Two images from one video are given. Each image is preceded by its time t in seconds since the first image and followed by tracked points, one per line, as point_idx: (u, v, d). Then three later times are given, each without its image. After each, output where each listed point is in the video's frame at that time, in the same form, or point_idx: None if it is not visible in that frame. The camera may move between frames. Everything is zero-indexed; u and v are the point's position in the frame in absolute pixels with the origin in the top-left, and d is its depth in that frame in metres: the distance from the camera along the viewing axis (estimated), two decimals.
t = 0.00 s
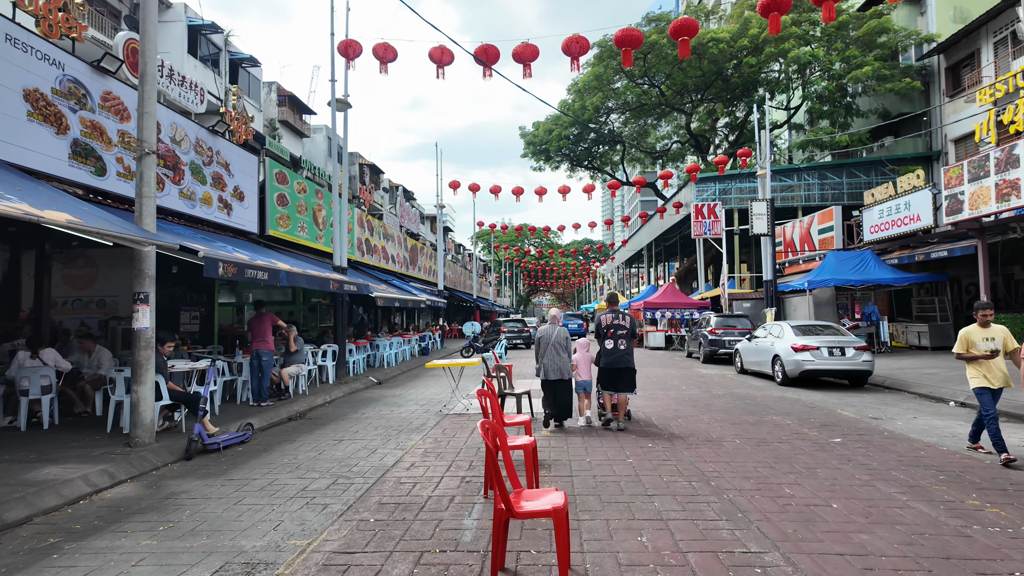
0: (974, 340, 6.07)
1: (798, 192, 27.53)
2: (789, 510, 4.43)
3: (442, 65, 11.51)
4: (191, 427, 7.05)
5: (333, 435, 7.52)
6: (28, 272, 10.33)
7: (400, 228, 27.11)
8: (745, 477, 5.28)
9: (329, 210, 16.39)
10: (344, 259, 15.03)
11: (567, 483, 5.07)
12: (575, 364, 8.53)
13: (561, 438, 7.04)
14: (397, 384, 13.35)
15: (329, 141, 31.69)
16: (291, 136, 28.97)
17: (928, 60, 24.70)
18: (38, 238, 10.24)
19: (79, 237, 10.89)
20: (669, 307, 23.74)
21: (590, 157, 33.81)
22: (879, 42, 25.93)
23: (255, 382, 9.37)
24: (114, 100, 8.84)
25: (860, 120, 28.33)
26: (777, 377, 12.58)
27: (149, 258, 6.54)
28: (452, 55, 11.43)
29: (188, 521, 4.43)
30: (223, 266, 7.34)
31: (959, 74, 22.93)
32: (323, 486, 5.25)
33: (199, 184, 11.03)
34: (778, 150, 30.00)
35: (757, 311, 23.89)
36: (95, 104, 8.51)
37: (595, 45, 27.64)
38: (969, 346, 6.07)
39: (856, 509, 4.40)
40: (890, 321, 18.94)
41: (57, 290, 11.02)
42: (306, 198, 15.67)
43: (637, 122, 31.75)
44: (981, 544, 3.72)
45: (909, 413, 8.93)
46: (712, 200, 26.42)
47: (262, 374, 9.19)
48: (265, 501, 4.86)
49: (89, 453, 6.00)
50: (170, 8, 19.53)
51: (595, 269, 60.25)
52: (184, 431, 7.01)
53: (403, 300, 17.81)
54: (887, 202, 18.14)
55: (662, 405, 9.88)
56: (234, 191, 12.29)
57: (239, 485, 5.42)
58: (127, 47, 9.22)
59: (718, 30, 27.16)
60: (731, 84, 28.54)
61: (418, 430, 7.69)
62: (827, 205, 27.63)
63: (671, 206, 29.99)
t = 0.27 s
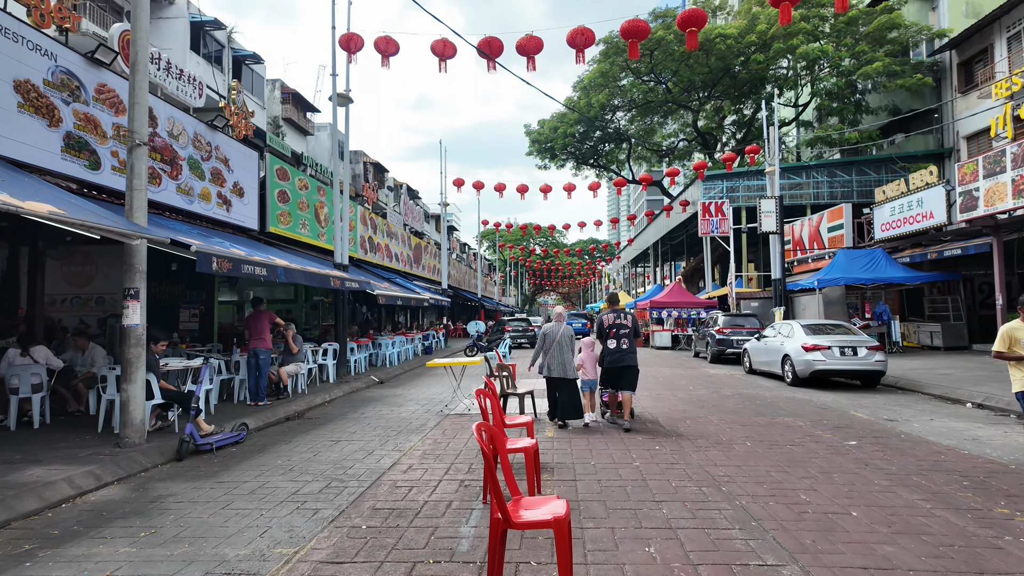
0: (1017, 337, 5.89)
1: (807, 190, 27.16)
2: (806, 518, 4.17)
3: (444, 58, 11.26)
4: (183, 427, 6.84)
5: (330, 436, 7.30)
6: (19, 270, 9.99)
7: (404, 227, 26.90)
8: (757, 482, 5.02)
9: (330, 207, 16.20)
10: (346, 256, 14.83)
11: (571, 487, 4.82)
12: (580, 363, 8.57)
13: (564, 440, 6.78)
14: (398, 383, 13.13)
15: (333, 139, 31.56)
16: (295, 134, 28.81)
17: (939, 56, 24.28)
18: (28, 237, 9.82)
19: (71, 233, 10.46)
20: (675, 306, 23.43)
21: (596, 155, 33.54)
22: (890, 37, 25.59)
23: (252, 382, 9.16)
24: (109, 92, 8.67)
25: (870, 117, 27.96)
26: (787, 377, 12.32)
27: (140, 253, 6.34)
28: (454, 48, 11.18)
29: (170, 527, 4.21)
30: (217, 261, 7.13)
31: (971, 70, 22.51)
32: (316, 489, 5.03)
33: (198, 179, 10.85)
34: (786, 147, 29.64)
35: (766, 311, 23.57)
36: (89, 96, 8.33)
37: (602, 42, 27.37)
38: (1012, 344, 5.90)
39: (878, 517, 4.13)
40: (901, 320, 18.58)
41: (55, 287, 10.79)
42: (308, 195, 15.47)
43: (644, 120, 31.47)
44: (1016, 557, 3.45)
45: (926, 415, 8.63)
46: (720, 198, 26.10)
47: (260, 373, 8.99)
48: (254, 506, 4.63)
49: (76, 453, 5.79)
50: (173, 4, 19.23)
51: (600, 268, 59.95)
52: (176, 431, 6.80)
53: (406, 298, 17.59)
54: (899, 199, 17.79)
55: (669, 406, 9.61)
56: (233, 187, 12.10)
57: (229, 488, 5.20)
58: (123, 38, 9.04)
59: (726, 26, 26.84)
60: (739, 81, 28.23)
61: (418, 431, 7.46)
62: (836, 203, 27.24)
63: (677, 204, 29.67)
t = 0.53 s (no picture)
0: None
1: (816, 189, 26.78)
2: (827, 534, 3.91)
3: (448, 55, 10.99)
4: (178, 431, 6.66)
5: (329, 442, 7.09)
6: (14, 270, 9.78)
7: (409, 226, 26.72)
8: (774, 494, 4.76)
9: (334, 206, 16.03)
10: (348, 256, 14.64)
11: (577, 499, 4.58)
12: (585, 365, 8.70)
13: (570, 446, 6.55)
14: (401, 385, 12.93)
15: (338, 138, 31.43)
16: (300, 133, 28.69)
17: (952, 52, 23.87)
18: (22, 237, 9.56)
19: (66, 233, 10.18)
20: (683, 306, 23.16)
21: (603, 154, 33.27)
22: (902, 34, 25.23)
23: (251, 384, 8.98)
24: (105, 89, 8.49)
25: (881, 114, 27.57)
26: (798, 380, 12.08)
27: (132, 253, 6.15)
28: (458, 44, 10.91)
29: (155, 542, 4.00)
30: (212, 261, 6.93)
31: (985, 66, 22.04)
32: (310, 501, 4.81)
33: (198, 178, 10.67)
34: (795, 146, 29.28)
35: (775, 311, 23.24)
36: (85, 93, 8.15)
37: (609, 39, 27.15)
38: None
39: (904, 535, 3.88)
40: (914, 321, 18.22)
41: (54, 287, 10.61)
42: (311, 194, 15.29)
43: (651, 118, 31.20)
44: None
45: (945, 421, 8.34)
46: (728, 197, 25.79)
47: (259, 375, 8.80)
48: (245, 518, 4.42)
49: (65, 460, 5.60)
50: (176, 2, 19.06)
51: (607, 268, 59.64)
52: (171, 435, 6.62)
53: (410, 298, 17.40)
54: (913, 198, 17.43)
55: (678, 410, 9.36)
56: (234, 186, 11.93)
57: (220, 498, 4.99)
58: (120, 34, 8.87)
59: (734, 23, 26.53)
60: (747, 78, 27.91)
61: (419, 437, 7.24)
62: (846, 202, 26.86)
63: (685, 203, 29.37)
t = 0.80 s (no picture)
0: None
1: (826, 186, 26.38)
2: (851, 546, 3.66)
3: (451, 49, 10.70)
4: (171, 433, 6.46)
5: (326, 445, 6.87)
6: (12, 269, 9.58)
7: (414, 225, 26.52)
8: (792, 503, 4.50)
9: (336, 205, 15.84)
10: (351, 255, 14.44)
11: (584, 507, 4.34)
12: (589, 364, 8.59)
13: (576, 449, 6.30)
14: (404, 386, 12.72)
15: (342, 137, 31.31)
16: (305, 133, 28.56)
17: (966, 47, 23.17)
18: (16, 233, 9.44)
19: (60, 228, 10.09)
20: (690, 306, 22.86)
21: (609, 153, 33.00)
22: (913, 29, 24.88)
23: (249, 385, 8.79)
24: (101, 83, 8.33)
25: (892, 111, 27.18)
26: (810, 381, 11.78)
27: (124, 250, 5.96)
28: (461, 38, 10.62)
29: (137, 552, 3.79)
30: (206, 259, 6.74)
31: (1000, 61, 21.56)
32: (304, 507, 4.59)
33: (197, 175, 10.50)
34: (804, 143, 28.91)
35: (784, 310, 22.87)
36: (80, 87, 7.99)
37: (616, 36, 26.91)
38: None
39: (934, 548, 3.61)
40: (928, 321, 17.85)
41: (54, 287, 10.49)
42: (313, 192, 15.11)
43: (658, 116, 30.91)
44: None
45: (965, 424, 8.03)
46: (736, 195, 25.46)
47: (257, 376, 8.61)
48: (233, 526, 4.21)
49: (52, 463, 5.41)
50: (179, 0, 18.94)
51: (613, 268, 59.30)
52: (165, 437, 6.42)
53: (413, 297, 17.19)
54: (926, 195, 17.06)
55: (686, 412, 9.09)
56: (235, 183, 11.75)
57: (209, 504, 4.77)
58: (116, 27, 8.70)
59: (743, 18, 26.20)
60: (756, 75, 27.59)
61: (420, 439, 7.01)
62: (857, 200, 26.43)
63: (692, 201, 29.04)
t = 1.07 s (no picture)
0: None
1: (845, 183, 25.78)
2: (892, 566, 3.37)
3: (462, 43, 10.45)
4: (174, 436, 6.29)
5: (332, 448, 6.66)
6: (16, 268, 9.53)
7: (425, 224, 26.35)
8: (823, 516, 4.20)
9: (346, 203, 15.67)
10: (361, 253, 14.27)
11: (600, 519, 4.08)
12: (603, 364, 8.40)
13: (591, 454, 6.04)
14: (414, 386, 12.51)
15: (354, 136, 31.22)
16: (316, 132, 28.48)
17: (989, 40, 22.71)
18: (19, 229, 9.40)
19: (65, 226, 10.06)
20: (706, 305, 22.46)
21: (622, 150, 32.61)
22: (934, 21, 24.34)
23: (256, 385, 8.61)
24: (105, 79, 8.20)
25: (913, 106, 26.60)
26: (832, 382, 11.41)
27: (123, 247, 5.80)
28: (472, 31, 10.36)
29: (127, 564, 3.59)
30: (208, 256, 6.56)
31: None
32: (305, 515, 4.38)
33: (204, 172, 10.37)
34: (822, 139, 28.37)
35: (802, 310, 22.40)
36: (83, 82, 7.87)
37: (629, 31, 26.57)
38: None
39: (984, 568, 3.32)
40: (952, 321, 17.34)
41: (64, 286, 10.36)
42: (323, 190, 14.95)
43: (671, 113, 30.50)
44: None
45: (1000, 429, 7.66)
46: (752, 192, 25.00)
47: (264, 376, 8.43)
48: (230, 537, 4.00)
49: (50, 467, 5.26)
50: None
51: (626, 267, 58.82)
52: (167, 439, 6.25)
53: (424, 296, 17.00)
54: (951, 191, 16.53)
55: (705, 414, 8.79)
56: (243, 180, 11.62)
57: (208, 511, 4.58)
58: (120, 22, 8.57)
59: (759, 12, 25.74)
60: (772, 70, 27.11)
61: (428, 443, 6.78)
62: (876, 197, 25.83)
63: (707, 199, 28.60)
